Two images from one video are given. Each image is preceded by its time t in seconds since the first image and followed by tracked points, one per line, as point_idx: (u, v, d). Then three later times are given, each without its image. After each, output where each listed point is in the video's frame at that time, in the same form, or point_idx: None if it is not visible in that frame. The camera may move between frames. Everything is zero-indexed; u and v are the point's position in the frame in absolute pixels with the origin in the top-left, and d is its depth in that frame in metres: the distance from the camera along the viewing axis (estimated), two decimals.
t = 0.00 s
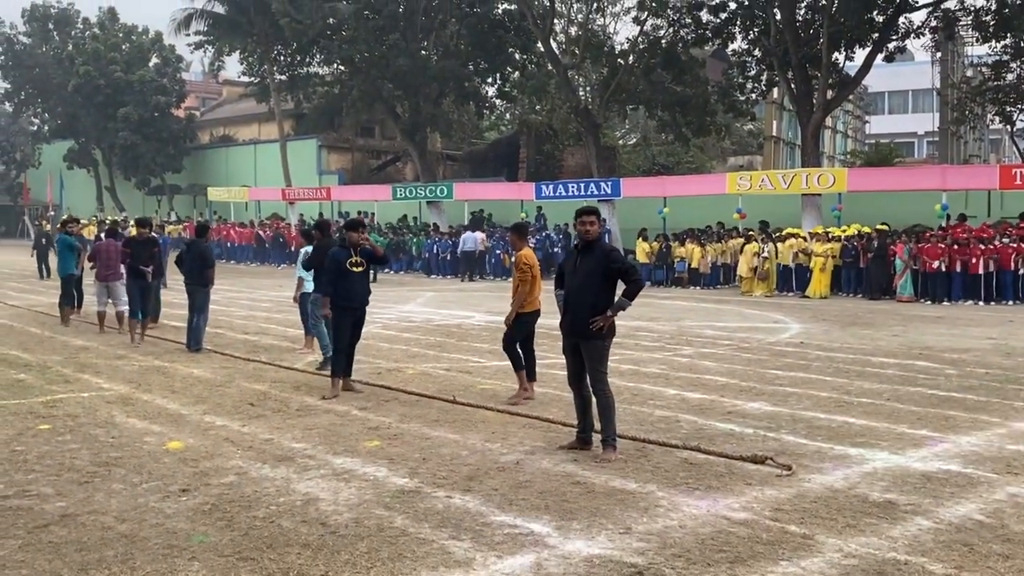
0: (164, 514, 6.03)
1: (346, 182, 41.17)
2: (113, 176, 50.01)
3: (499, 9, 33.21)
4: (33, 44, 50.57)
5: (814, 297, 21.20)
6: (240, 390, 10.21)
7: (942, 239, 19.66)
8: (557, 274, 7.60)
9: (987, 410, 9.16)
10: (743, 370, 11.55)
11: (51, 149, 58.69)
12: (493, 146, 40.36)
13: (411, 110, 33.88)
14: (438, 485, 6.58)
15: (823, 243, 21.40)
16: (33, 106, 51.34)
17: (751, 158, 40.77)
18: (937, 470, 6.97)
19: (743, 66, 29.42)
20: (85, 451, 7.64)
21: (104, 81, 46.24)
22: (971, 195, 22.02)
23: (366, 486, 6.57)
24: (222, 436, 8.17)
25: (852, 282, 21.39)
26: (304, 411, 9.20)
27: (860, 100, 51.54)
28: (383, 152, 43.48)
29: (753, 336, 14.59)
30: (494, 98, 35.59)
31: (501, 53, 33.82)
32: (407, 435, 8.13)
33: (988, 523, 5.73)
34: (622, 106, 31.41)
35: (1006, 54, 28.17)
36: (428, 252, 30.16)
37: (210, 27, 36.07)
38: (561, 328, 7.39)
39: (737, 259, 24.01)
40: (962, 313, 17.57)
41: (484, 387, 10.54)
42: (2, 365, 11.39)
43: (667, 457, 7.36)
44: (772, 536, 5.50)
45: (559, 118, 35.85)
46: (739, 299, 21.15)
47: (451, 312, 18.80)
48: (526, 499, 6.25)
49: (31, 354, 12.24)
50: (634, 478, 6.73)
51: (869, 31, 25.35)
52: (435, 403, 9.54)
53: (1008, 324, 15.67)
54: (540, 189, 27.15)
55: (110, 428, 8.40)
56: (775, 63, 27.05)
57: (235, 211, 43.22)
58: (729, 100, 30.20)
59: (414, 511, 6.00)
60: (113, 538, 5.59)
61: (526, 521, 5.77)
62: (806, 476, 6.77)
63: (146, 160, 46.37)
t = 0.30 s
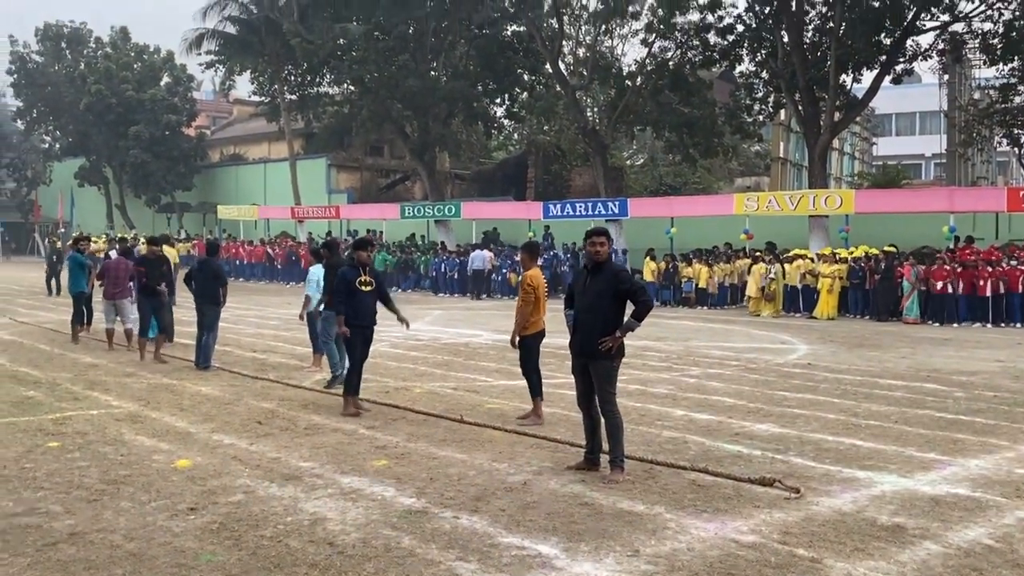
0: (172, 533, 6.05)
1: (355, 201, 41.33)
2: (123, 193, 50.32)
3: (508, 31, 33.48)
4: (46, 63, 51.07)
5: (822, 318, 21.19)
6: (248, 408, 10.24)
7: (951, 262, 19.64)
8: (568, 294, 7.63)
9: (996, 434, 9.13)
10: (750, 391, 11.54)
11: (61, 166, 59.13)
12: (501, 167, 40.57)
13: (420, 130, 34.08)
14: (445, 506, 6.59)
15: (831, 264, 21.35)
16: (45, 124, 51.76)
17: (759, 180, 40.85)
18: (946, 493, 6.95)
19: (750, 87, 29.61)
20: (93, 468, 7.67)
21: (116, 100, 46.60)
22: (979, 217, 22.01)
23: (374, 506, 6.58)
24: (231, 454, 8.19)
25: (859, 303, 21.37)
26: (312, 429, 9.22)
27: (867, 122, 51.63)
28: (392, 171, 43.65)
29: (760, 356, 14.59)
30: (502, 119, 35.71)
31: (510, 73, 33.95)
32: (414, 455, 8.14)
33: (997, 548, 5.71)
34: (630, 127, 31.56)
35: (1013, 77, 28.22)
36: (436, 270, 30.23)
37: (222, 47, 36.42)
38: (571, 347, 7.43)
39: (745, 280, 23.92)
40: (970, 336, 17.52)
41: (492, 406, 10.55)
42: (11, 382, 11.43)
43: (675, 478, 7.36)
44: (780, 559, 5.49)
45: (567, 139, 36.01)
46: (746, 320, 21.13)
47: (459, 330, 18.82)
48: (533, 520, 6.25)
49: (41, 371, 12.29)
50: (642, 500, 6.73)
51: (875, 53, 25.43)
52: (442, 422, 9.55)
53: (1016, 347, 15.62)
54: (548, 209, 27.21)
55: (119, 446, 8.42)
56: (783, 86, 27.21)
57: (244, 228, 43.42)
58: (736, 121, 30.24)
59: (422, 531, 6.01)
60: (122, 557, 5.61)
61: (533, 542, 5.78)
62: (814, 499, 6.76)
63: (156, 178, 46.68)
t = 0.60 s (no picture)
0: (178, 564, 5.99)
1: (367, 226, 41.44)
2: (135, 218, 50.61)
3: (521, 59, 33.67)
4: (61, 89, 51.61)
5: (836, 347, 21.04)
6: (257, 436, 10.18)
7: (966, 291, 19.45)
8: (580, 323, 7.58)
9: (1013, 468, 9.00)
10: (763, 422, 11.42)
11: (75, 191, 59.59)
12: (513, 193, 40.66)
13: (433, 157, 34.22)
14: (453, 539, 6.51)
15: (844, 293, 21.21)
16: (59, 149, 52.15)
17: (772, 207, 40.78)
18: (963, 529, 6.83)
19: (762, 115, 29.65)
20: (100, 497, 7.62)
21: (130, 126, 46.95)
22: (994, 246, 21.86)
23: (382, 539, 6.52)
24: (238, 483, 8.14)
25: (873, 332, 21.26)
26: (321, 459, 9.16)
27: (880, 151, 51.54)
28: (404, 197, 43.73)
29: (773, 386, 14.47)
30: (514, 145, 35.71)
31: (523, 100, 34.16)
32: (423, 486, 8.06)
33: None
34: (641, 155, 31.59)
35: None
36: (447, 296, 30.21)
37: (235, 74, 36.47)
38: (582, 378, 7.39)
39: (757, 308, 23.83)
40: (985, 367, 17.35)
41: (503, 435, 10.47)
42: (19, 408, 11.40)
43: (687, 512, 7.27)
44: None
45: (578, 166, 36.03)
46: (759, 349, 20.96)
47: (469, 357, 18.73)
48: (543, 555, 6.17)
49: (50, 397, 12.27)
50: (653, 534, 6.65)
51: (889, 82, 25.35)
52: (451, 452, 9.47)
53: None
54: (559, 235, 27.18)
55: (127, 474, 8.38)
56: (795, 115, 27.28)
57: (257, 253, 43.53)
58: (748, 149, 30.05)
59: (429, 565, 5.93)
60: None
61: None
62: (828, 534, 6.66)
63: (169, 203, 46.96)
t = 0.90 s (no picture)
0: None
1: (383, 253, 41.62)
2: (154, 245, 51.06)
3: (537, 88, 33.62)
4: (82, 117, 52.32)
5: (854, 378, 20.91)
6: (274, 466, 10.20)
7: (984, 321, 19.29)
8: (597, 355, 7.58)
9: None
10: (781, 455, 11.34)
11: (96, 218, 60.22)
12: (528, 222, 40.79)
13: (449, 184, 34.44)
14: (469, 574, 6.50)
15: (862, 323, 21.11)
16: (80, 176, 52.76)
17: (788, 236, 40.72)
18: (985, 568, 6.76)
19: (778, 144, 29.54)
20: (117, 528, 7.65)
21: (150, 154, 47.49)
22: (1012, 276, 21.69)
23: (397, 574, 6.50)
24: (255, 514, 8.15)
25: (892, 362, 21.14)
26: (337, 490, 9.16)
27: (897, 180, 51.43)
28: (420, 225, 43.88)
29: (791, 418, 14.37)
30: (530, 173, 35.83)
31: (539, 129, 34.26)
32: (439, 518, 8.05)
33: None
34: (657, 183, 31.62)
35: None
36: (463, 323, 30.25)
37: (255, 103, 37.04)
38: (599, 411, 7.36)
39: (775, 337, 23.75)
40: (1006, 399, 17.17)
41: (519, 467, 10.44)
42: (38, 436, 11.49)
43: (705, 548, 7.23)
44: None
45: (594, 194, 36.14)
46: (776, 378, 20.86)
47: (485, 386, 18.70)
48: None
49: (68, 425, 12.35)
50: (672, 571, 6.60)
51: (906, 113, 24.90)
52: (468, 484, 9.45)
53: None
54: (575, 263, 27.19)
55: (144, 505, 8.41)
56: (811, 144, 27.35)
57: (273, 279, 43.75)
58: (764, 178, 29.98)
59: None
60: None
61: None
62: (848, 572, 6.60)
63: (188, 230, 47.36)
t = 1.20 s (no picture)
0: None
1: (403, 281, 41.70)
2: (176, 272, 51.43)
3: (557, 116, 33.92)
4: (106, 145, 52.95)
5: (878, 409, 20.66)
6: (294, 496, 10.15)
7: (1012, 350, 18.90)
8: (620, 385, 7.49)
9: None
10: (806, 487, 11.19)
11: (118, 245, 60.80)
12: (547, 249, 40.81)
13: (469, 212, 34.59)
14: None
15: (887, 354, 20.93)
16: (103, 204, 53.31)
17: (810, 265, 40.47)
18: None
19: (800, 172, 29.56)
20: (137, 558, 7.62)
21: (173, 181, 47.98)
22: None
23: None
24: (275, 545, 8.10)
25: (916, 393, 20.92)
26: (357, 520, 9.10)
27: (919, 209, 51.12)
28: (440, 253, 43.97)
29: (815, 450, 14.20)
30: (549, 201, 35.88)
31: (558, 157, 34.31)
32: (460, 551, 7.97)
33: None
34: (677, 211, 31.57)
35: None
36: (482, 350, 30.21)
37: (277, 131, 37.45)
38: (621, 443, 7.28)
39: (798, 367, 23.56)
40: None
41: (541, 498, 10.35)
42: (59, 464, 11.49)
43: None
44: None
45: (614, 222, 36.10)
46: (799, 409, 20.65)
47: (505, 415, 18.60)
48: None
49: (89, 453, 12.36)
50: None
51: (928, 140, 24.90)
52: (489, 516, 9.36)
53: None
54: (595, 291, 27.13)
55: (165, 534, 8.38)
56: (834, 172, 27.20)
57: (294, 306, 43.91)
58: (786, 207, 29.78)
59: None
60: None
61: None
62: None
63: (210, 257, 47.67)
